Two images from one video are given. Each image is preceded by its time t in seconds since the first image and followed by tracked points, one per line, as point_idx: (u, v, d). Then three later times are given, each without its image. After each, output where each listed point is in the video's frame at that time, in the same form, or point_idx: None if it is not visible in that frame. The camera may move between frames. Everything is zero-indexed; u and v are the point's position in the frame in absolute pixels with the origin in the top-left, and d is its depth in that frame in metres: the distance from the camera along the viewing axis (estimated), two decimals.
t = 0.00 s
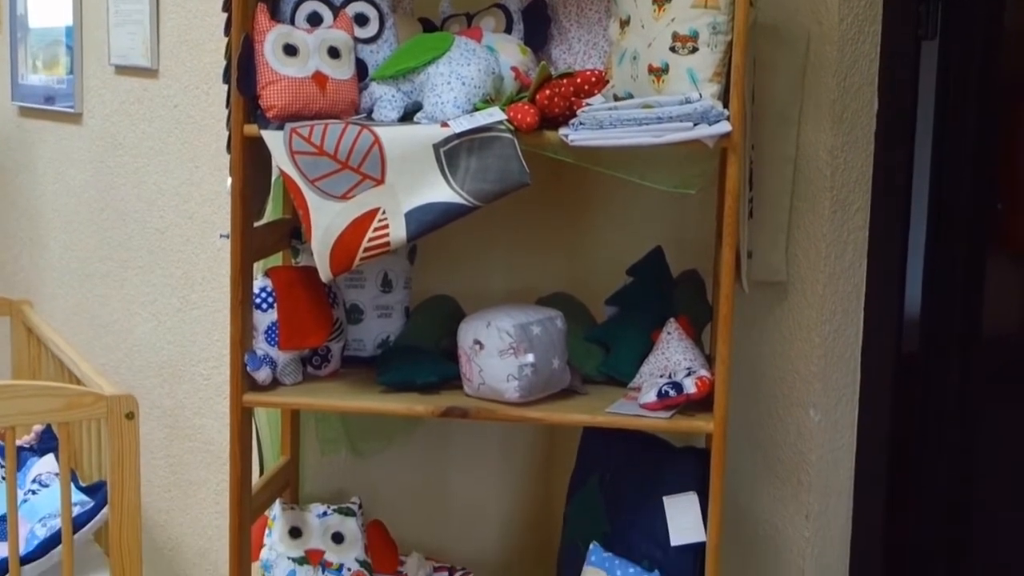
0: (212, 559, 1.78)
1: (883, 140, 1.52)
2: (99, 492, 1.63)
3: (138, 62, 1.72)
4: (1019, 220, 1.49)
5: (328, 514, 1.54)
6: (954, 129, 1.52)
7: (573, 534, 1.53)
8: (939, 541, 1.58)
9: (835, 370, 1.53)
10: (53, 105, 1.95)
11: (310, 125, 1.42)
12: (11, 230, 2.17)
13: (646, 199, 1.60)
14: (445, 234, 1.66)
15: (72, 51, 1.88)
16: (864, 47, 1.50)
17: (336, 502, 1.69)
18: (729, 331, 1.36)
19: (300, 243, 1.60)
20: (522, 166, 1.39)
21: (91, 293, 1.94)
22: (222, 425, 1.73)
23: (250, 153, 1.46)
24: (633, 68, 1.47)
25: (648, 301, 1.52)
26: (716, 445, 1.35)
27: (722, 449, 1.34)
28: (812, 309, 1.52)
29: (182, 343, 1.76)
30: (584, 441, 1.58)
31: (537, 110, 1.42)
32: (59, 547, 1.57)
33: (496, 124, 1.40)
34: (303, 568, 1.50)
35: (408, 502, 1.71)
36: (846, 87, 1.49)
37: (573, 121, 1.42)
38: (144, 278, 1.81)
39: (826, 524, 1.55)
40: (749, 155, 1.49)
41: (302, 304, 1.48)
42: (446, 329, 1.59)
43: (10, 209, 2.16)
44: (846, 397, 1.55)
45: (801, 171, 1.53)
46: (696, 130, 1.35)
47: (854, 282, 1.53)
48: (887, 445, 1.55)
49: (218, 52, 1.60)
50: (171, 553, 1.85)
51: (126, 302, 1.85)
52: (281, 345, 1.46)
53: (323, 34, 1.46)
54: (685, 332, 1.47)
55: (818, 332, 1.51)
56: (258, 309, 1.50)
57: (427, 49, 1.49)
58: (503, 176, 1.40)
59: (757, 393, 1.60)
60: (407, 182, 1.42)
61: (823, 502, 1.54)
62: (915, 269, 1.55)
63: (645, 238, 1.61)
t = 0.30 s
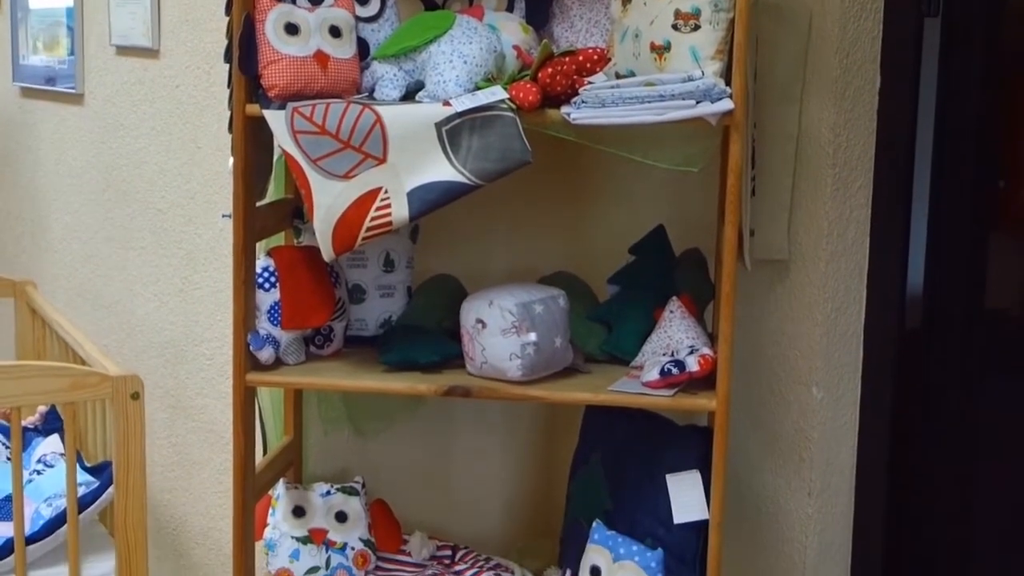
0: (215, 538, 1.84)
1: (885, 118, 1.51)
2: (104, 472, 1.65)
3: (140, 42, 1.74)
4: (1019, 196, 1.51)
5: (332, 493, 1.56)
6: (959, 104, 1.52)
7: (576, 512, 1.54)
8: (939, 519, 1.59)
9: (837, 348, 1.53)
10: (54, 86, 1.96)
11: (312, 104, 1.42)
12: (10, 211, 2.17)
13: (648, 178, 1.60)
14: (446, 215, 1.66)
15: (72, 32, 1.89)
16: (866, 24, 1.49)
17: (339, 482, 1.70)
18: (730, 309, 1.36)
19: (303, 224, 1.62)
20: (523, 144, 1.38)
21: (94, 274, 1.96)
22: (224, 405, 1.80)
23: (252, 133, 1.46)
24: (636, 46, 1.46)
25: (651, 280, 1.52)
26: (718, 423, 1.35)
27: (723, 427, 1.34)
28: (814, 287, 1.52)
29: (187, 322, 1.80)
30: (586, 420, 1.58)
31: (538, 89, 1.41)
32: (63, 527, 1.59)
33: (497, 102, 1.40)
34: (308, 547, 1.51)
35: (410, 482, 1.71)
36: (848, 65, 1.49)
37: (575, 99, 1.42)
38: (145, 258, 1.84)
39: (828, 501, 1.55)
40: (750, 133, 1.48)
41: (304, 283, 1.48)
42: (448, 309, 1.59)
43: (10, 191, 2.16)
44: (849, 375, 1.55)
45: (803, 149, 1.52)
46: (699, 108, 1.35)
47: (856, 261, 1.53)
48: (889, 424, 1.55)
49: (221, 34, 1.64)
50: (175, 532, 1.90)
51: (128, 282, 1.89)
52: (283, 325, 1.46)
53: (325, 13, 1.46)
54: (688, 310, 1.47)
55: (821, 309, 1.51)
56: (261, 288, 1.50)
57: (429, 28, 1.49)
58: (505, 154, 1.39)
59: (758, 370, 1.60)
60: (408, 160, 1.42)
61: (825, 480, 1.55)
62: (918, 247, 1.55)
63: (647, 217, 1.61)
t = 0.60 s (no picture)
0: (221, 519, 1.87)
1: (891, 98, 1.51)
2: (106, 452, 1.64)
3: (143, 23, 1.75)
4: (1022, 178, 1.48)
5: (337, 474, 1.56)
6: (964, 81, 1.50)
7: (582, 492, 1.54)
8: (947, 501, 1.58)
9: (843, 330, 1.53)
10: (58, 68, 1.96)
11: (317, 85, 1.41)
12: (13, 193, 2.17)
13: (654, 158, 1.61)
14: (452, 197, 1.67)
15: (75, 14, 1.89)
16: (872, 3, 1.49)
17: (345, 463, 1.71)
18: (736, 290, 1.35)
19: (307, 204, 1.61)
20: (529, 125, 1.38)
21: (99, 256, 1.97)
22: (230, 386, 1.82)
23: (256, 114, 1.46)
24: (641, 25, 1.46)
25: (657, 259, 1.52)
26: (724, 404, 1.35)
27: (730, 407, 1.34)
28: (819, 268, 1.52)
29: (191, 304, 1.82)
30: (592, 400, 1.58)
31: (544, 69, 1.40)
32: (67, 508, 1.58)
33: (502, 83, 1.39)
34: (314, 527, 1.52)
35: (416, 463, 1.72)
36: (854, 45, 1.48)
37: (580, 79, 1.41)
38: (149, 240, 1.86)
39: (834, 482, 1.55)
40: (756, 114, 1.49)
41: (310, 264, 1.48)
42: (452, 289, 1.59)
43: (14, 173, 2.16)
44: (855, 355, 1.55)
45: (809, 127, 1.53)
46: (704, 88, 1.35)
47: (862, 241, 1.53)
48: (894, 405, 1.55)
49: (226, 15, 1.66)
50: (181, 513, 1.92)
51: (133, 264, 1.90)
52: (289, 306, 1.46)
53: None
54: (694, 291, 1.46)
55: (826, 290, 1.51)
56: (266, 270, 1.51)
57: (433, 8, 1.48)
58: (510, 135, 1.39)
59: (765, 347, 1.62)
60: (414, 141, 1.41)
61: (831, 461, 1.55)
62: (922, 229, 1.53)
63: (652, 198, 1.62)
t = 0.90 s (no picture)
0: (233, 500, 1.89)
1: (903, 77, 1.50)
2: (117, 433, 1.64)
3: (153, 5, 1.77)
4: None
5: (348, 454, 1.57)
6: (976, 60, 1.49)
7: (592, 473, 1.55)
8: (957, 484, 1.58)
9: (855, 311, 1.53)
10: (68, 50, 1.97)
11: (327, 65, 1.41)
12: (23, 176, 2.18)
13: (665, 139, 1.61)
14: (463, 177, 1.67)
15: None
16: None
17: (355, 443, 1.72)
18: (746, 270, 1.35)
19: (317, 185, 1.62)
20: (540, 105, 1.38)
21: (109, 238, 1.98)
22: (241, 368, 1.84)
23: (266, 94, 1.45)
24: (652, 5, 1.45)
25: (668, 240, 1.52)
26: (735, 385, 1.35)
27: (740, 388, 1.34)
28: (830, 249, 1.52)
29: (202, 286, 1.84)
30: (602, 381, 1.58)
31: (555, 49, 1.39)
32: (79, 488, 1.58)
33: (513, 63, 1.38)
34: (325, 508, 1.54)
35: (426, 444, 1.73)
36: (866, 25, 1.48)
37: (591, 59, 1.40)
38: (159, 221, 1.88)
39: (845, 463, 1.56)
40: (767, 94, 1.49)
41: (321, 244, 1.48)
42: (462, 270, 1.59)
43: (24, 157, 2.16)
44: (866, 337, 1.54)
45: (820, 107, 1.52)
46: (715, 68, 1.34)
47: (874, 222, 1.52)
48: (906, 386, 1.55)
49: None
50: (192, 493, 1.95)
51: (143, 245, 1.92)
52: (299, 287, 1.46)
53: None
54: (704, 272, 1.46)
55: (836, 272, 1.51)
56: (276, 251, 1.51)
57: None
58: (521, 116, 1.38)
59: (776, 329, 1.62)
60: (425, 122, 1.41)
61: (842, 443, 1.55)
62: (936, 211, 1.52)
63: (663, 178, 1.62)
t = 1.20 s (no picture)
0: (238, 477, 1.94)
1: (908, 53, 1.49)
2: (123, 411, 1.64)
3: None
4: None
5: (352, 432, 1.58)
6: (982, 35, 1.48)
7: (596, 449, 1.55)
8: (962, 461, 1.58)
9: (860, 287, 1.53)
10: (71, 29, 1.96)
11: (330, 41, 1.40)
12: (25, 155, 2.17)
13: (669, 115, 1.61)
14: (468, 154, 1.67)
15: None
16: None
17: (359, 421, 1.71)
18: (751, 246, 1.34)
19: (321, 162, 1.61)
20: (544, 81, 1.37)
21: (112, 217, 1.98)
22: (246, 345, 1.88)
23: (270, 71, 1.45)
24: None
25: (672, 216, 1.52)
26: (739, 360, 1.35)
27: (745, 363, 1.34)
28: (835, 225, 1.52)
29: (205, 264, 1.87)
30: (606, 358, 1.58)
31: (558, 25, 1.38)
32: (84, 467, 1.58)
33: (516, 39, 1.37)
34: (330, 485, 1.54)
35: (431, 421, 1.73)
36: None
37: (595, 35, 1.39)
38: (162, 199, 1.90)
39: (850, 439, 1.56)
40: (773, 70, 1.48)
41: (325, 221, 1.47)
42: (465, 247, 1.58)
43: (25, 136, 2.16)
44: (870, 313, 1.55)
45: (826, 83, 1.52)
46: (720, 43, 1.34)
47: (879, 198, 1.52)
48: (910, 363, 1.55)
49: None
50: (197, 471, 1.97)
51: (146, 224, 1.93)
52: (304, 264, 1.46)
53: None
54: (709, 248, 1.46)
55: (842, 248, 1.51)
56: (280, 228, 1.51)
57: None
58: (524, 92, 1.38)
59: (781, 304, 1.62)
60: (429, 98, 1.40)
61: (847, 419, 1.55)
62: (941, 186, 1.52)
63: (667, 155, 1.62)
